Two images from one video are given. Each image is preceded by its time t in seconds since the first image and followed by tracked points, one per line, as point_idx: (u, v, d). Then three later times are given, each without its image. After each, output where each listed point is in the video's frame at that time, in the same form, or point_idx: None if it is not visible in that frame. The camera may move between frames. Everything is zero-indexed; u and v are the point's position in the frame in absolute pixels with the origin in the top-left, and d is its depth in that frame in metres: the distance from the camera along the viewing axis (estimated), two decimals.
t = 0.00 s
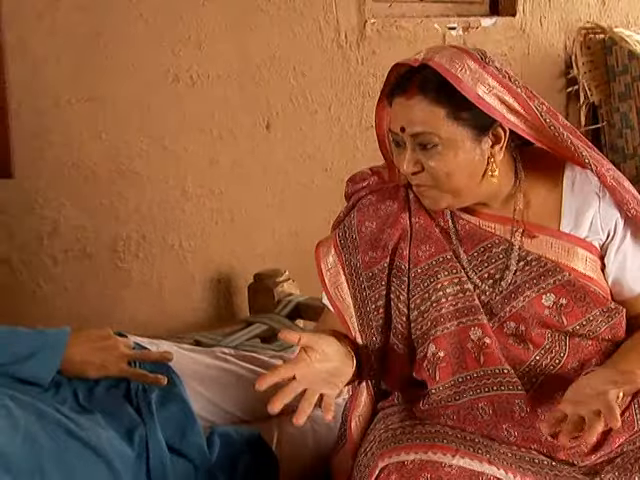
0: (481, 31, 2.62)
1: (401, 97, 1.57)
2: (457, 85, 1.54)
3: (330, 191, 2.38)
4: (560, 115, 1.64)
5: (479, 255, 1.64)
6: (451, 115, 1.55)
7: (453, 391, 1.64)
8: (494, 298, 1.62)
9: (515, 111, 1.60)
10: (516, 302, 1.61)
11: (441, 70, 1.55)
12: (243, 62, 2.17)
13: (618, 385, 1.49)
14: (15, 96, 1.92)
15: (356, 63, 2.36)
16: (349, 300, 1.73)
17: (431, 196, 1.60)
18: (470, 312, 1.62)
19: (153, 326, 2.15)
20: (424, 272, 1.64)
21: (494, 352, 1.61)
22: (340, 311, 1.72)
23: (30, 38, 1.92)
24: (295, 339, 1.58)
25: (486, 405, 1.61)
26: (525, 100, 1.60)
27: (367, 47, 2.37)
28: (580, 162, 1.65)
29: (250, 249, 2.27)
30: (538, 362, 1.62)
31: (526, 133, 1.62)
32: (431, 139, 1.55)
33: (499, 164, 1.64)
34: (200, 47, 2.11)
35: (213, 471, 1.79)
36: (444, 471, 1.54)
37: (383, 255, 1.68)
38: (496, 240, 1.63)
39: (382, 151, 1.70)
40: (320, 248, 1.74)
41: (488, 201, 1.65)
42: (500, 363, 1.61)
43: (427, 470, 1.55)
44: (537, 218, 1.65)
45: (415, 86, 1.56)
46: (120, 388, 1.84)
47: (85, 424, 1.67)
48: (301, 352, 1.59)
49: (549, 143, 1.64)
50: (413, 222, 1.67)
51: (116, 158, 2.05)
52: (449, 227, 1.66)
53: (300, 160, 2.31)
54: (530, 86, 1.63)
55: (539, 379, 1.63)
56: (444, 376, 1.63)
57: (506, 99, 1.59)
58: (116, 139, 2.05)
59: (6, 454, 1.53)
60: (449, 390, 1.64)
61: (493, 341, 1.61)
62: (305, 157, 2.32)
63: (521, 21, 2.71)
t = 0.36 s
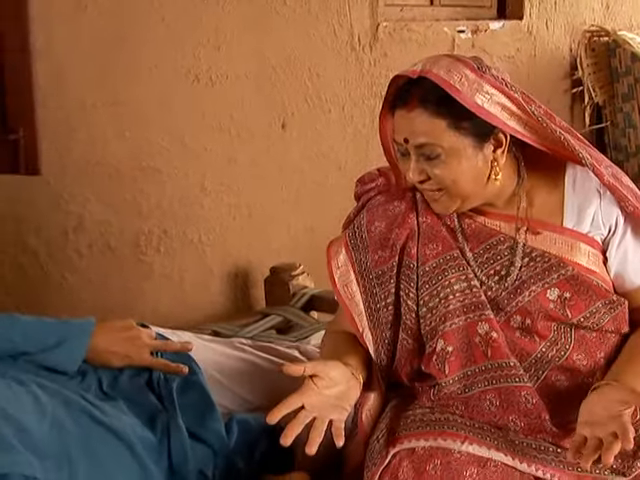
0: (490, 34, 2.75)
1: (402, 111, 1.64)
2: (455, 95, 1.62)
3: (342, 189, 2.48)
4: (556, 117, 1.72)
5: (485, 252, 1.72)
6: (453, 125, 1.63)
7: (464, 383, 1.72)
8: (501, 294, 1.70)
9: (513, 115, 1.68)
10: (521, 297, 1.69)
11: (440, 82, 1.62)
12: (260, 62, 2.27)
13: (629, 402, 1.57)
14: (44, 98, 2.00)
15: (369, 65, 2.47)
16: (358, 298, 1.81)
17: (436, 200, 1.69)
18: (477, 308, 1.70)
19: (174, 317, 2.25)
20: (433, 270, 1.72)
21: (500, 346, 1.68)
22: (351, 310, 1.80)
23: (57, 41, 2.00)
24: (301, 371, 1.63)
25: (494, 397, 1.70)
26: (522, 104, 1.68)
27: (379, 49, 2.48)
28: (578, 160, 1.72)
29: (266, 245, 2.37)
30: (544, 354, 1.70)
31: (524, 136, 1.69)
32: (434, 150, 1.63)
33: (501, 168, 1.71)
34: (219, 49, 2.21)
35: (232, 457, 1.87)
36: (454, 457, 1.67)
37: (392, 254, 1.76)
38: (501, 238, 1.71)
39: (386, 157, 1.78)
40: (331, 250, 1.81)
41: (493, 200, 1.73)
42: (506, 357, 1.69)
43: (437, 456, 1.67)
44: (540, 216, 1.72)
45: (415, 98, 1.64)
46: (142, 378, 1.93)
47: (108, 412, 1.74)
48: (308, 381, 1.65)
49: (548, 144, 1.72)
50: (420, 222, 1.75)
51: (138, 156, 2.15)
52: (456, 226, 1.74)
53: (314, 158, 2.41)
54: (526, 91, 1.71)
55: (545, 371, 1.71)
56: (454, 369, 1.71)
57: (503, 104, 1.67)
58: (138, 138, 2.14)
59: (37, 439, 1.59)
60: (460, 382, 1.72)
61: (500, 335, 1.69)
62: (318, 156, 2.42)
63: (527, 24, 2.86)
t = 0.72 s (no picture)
0: (495, 36, 2.90)
1: (412, 105, 1.74)
2: (463, 90, 1.71)
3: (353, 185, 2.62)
4: (560, 115, 1.81)
5: (490, 245, 1.80)
6: (461, 119, 1.71)
7: (470, 371, 1.81)
8: (505, 286, 1.78)
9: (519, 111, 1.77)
10: (525, 288, 1.77)
11: (449, 78, 1.71)
12: (274, 63, 2.38)
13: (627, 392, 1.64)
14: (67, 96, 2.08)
15: (379, 66, 2.60)
16: (368, 289, 1.89)
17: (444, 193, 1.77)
18: (482, 300, 1.78)
19: (191, 307, 2.35)
20: (440, 263, 1.80)
21: (505, 336, 1.77)
22: (360, 299, 1.89)
23: (79, 43, 2.08)
24: (313, 365, 1.71)
25: (499, 384, 1.78)
26: (527, 101, 1.77)
27: (389, 50, 2.61)
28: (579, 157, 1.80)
29: (279, 238, 2.49)
30: (547, 343, 1.78)
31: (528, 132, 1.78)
32: (442, 142, 1.71)
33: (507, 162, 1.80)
34: (235, 51, 2.31)
35: (248, 442, 1.95)
36: (460, 443, 1.73)
37: (400, 247, 1.84)
38: (505, 232, 1.80)
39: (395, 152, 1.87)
40: (341, 242, 1.91)
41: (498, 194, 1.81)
42: (510, 346, 1.77)
43: (444, 442, 1.74)
44: (543, 211, 1.81)
45: (425, 93, 1.73)
46: (160, 366, 2.02)
47: (129, 400, 1.83)
48: (318, 375, 1.74)
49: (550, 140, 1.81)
50: (428, 216, 1.84)
51: (157, 153, 2.24)
52: (462, 220, 1.82)
53: (326, 156, 2.54)
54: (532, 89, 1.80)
55: (548, 360, 1.79)
56: (459, 358, 1.80)
57: (509, 100, 1.75)
58: (157, 137, 2.24)
59: (62, 425, 1.65)
60: (466, 370, 1.81)
61: (505, 325, 1.77)
62: (330, 154, 2.55)
63: (532, 26, 3.00)
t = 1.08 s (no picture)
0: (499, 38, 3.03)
1: (435, 85, 1.83)
2: (486, 75, 1.80)
3: (361, 181, 2.71)
4: (574, 114, 1.90)
5: (495, 234, 1.89)
6: (479, 101, 1.81)
7: (473, 355, 1.89)
8: (509, 274, 1.87)
9: (534, 103, 1.86)
10: (528, 276, 1.86)
11: (474, 64, 1.81)
12: (286, 64, 2.49)
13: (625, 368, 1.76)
14: (87, 95, 2.19)
15: (387, 68, 2.70)
16: (377, 276, 1.98)
17: (453, 179, 1.84)
18: (487, 286, 1.87)
19: (206, 297, 2.45)
20: (447, 250, 1.89)
21: (509, 321, 1.86)
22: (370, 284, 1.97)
23: (101, 42, 2.19)
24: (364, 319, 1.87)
25: (503, 368, 1.85)
26: (543, 96, 1.86)
27: (397, 53, 2.71)
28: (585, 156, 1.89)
29: (291, 232, 2.59)
30: (548, 330, 1.87)
31: (538, 126, 1.87)
32: (459, 120, 1.80)
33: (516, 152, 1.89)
34: (249, 52, 2.42)
35: (261, 430, 2.04)
36: (467, 430, 1.77)
37: (409, 235, 1.93)
38: (510, 222, 1.88)
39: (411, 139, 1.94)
40: (353, 230, 1.98)
41: (504, 183, 1.90)
42: (513, 330, 1.87)
43: (451, 429, 1.78)
44: (547, 202, 1.90)
45: (448, 75, 1.83)
46: (178, 356, 2.09)
47: (148, 387, 1.89)
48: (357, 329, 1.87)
49: (559, 138, 1.89)
50: (436, 205, 1.92)
51: (175, 152, 2.35)
52: (468, 210, 1.90)
53: (337, 154, 2.64)
54: (550, 87, 1.90)
55: (549, 347, 1.88)
56: (464, 341, 1.89)
57: (527, 93, 1.85)
58: (174, 135, 2.34)
59: (83, 410, 1.73)
60: (469, 354, 1.89)
61: (509, 311, 1.87)
62: (340, 152, 2.65)
63: (534, 29, 3.15)
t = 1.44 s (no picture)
0: (501, 41, 3.20)
1: (438, 94, 1.92)
2: (485, 83, 1.89)
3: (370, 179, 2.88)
4: (574, 116, 1.99)
5: (499, 233, 1.97)
6: (481, 110, 1.90)
7: (478, 350, 1.97)
8: (511, 271, 1.96)
9: (534, 107, 1.95)
10: (531, 273, 1.95)
11: (476, 72, 1.90)
12: (297, 67, 2.63)
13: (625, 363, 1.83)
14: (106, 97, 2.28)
15: (393, 69, 2.87)
16: (384, 272, 2.09)
17: (458, 181, 1.94)
18: (490, 282, 1.96)
19: (218, 292, 2.57)
20: (452, 248, 1.99)
21: (511, 316, 1.95)
22: (378, 280, 2.08)
23: (119, 43, 2.28)
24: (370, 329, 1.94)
25: (506, 362, 1.94)
26: (543, 100, 1.95)
27: (403, 55, 2.89)
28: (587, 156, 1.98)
29: (301, 228, 2.73)
30: (550, 324, 1.95)
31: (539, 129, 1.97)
32: (461, 129, 1.89)
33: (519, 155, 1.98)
34: (260, 55, 2.54)
35: (272, 417, 2.12)
36: (471, 417, 1.86)
37: (416, 233, 2.02)
38: (514, 221, 1.97)
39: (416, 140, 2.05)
40: (361, 228, 2.10)
41: (507, 185, 1.99)
42: (516, 326, 1.95)
43: (455, 417, 1.87)
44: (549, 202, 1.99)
45: (449, 84, 1.91)
46: (193, 346, 2.14)
47: (163, 376, 1.96)
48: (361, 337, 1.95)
49: (561, 138, 1.98)
50: (442, 204, 2.01)
51: (190, 150, 2.45)
52: (473, 209, 1.99)
53: (345, 153, 2.80)
54: (549, 91, 1.99)
55: (553, 340, 1.95)
56: (468, 336, 1.98)
57: (526, 98, 1.94)
58: (188, 135, 2.45)
59: (104, 400, 1.82)
60: (474, 349, 1.98)
61: (512, 307, 1.95)
62: (348, 150, 2.81)
63: (536, 33, 3.32)
